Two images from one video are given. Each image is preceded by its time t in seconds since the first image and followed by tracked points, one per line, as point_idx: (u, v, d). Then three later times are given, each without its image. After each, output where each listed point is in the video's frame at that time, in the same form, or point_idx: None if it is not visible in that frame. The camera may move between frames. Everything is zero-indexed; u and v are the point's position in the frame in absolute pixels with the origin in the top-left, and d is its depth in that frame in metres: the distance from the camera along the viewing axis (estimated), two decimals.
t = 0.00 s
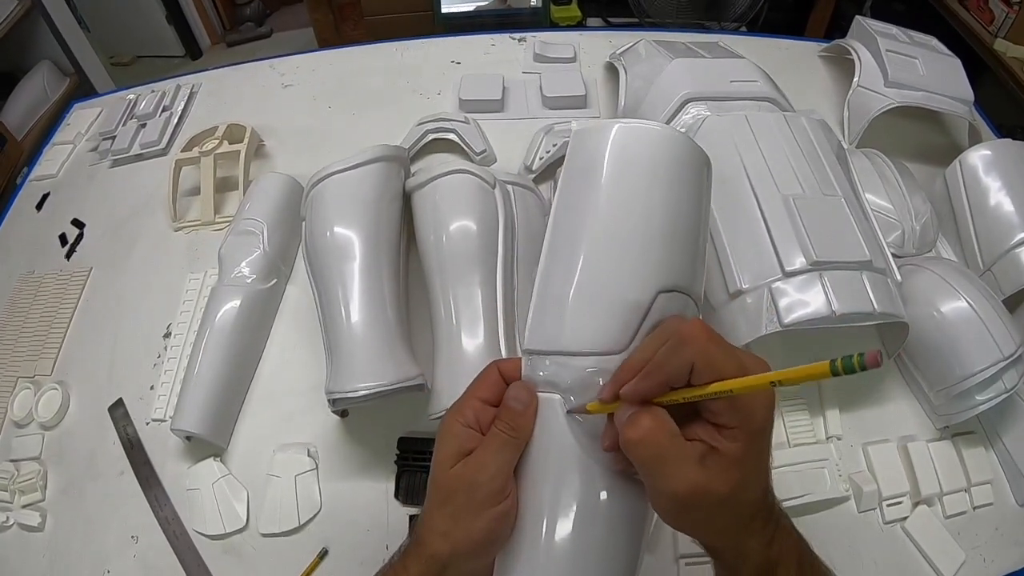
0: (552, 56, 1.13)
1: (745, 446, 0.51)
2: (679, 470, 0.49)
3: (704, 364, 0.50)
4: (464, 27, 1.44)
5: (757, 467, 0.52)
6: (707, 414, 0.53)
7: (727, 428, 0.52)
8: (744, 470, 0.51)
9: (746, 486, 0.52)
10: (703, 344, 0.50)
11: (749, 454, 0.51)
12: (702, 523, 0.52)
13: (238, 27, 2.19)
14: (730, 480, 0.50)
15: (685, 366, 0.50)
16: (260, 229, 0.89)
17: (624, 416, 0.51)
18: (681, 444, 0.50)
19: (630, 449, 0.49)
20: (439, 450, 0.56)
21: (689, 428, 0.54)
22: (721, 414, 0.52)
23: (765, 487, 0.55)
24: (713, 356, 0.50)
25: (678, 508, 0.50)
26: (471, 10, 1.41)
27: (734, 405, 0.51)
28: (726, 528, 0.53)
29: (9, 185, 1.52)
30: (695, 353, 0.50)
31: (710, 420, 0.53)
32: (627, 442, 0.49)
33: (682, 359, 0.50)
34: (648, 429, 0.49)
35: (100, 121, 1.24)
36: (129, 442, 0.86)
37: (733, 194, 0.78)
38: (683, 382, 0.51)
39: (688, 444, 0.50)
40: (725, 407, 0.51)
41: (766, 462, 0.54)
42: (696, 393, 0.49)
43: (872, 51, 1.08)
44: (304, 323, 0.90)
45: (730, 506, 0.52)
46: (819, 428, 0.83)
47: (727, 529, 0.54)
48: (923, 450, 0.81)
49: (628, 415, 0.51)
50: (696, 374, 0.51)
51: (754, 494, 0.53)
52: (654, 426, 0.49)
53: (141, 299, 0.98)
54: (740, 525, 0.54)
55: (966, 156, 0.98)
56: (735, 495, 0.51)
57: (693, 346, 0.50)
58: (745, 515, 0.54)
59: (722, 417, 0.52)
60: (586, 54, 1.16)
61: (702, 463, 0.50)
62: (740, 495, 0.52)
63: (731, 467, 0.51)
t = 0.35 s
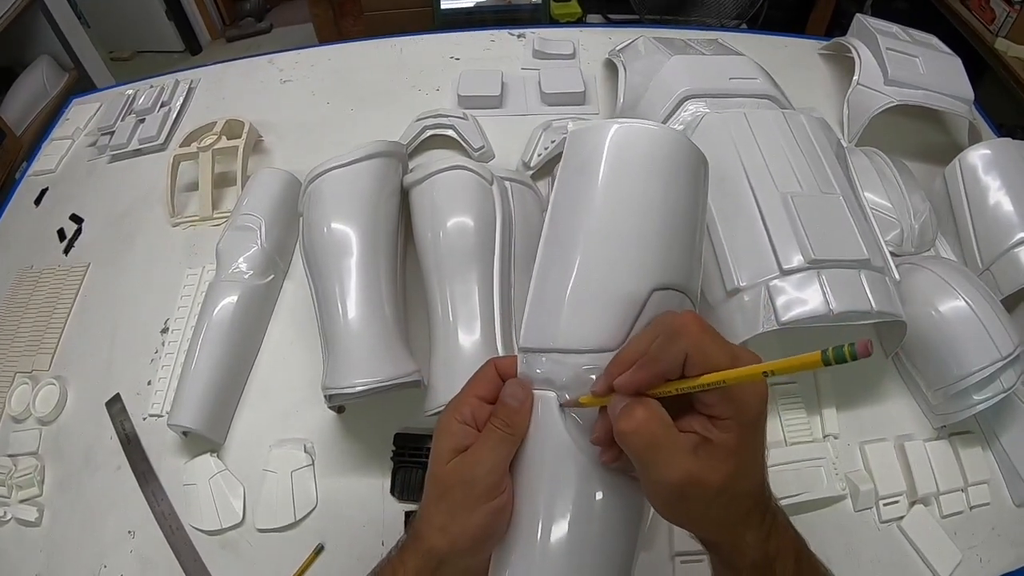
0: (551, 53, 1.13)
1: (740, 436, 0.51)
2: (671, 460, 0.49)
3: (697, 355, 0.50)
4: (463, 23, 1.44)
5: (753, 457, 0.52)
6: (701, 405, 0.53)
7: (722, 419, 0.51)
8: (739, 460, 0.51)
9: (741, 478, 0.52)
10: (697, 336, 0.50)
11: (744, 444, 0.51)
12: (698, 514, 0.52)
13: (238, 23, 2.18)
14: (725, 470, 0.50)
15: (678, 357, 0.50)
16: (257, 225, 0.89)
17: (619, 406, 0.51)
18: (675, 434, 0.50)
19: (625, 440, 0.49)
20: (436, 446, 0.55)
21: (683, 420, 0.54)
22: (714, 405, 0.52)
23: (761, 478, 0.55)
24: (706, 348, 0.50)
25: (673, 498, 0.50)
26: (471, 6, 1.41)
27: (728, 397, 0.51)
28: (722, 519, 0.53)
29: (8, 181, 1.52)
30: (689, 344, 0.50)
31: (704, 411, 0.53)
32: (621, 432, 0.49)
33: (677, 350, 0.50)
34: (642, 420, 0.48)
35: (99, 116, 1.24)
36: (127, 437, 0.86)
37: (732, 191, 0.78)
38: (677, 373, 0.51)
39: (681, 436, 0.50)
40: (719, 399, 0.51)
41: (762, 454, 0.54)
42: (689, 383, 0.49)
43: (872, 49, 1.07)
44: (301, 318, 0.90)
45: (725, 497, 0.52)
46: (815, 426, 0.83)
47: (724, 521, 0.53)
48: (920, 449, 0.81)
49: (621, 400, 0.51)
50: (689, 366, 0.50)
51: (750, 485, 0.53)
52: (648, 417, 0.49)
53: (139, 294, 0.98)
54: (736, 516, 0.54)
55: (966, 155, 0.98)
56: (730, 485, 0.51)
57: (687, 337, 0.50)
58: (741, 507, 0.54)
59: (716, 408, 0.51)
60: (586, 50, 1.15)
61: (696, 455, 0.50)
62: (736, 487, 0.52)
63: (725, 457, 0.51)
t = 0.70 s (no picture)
0: (547, 49, 1.13)
1: (743, 424, 0.51)
2: (687, 456, 0.48)
3: (684, 352, 0.49)
4: (459, 19, 1.43)
5: (756, 443, 0.52)
6: (697, 401, 0.53)
7: (723, 409, 0.51)
8: (746, 447, 0.51)
9: (751, 464, 0.51)
10: (678, 333, 0.50)
11: (748, 430, 0.51)
12: (714, 509, 0.51)
13: (235, 20, 2.18)
14: (734, 460, 0.50)
15: (668, 360, 0.50)
16: (252, 223, 0.89)
17: (623, 422, 0.50)
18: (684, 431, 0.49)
19: (638, 449, 0.48)
20: (433, 452, 0.55)
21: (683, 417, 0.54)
22: (713, 397, 0.51)
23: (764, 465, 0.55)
24: (690, 342, 0.49)
25: (691, 498, 0.50)
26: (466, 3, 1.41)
27: (723, 384, 0.50)
28: (736, 512, 0.52)
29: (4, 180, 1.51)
30: (675, 342, 0.50)
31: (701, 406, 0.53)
32: (631, 442, 0.48)
33: (664, 355, 0.50)
34: (651, 425, 0.48)
35: (94, 115, 1.24)
36: (122, 437, 0.85)
37: (729, 186, 0.77)
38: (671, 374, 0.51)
39: (689, 434, 0.50)
40: (716, 389, 0.51)
41: (763, 440, 0.54)
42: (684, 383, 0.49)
43: (870, 45, 1.07)
44: (297, 316, 0.89)
45: (739, 487, 0.51)
46: (813, 423, 0.82)
47: (738, 512, 0.53)
48: (918, 446, 0.81)
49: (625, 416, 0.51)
50: (680, 366, 0.50)
51: (758, 472, 0.53)
52: (656, 421, 0.48)
53: (135, 293, 0.97)
54: (747, 508, 0.53)
55: (964, 150, 0.97)
56: (743, 474, 0.51)
57: (670, 338, 0.50)
58: (752, 495, 0.53)
59: (714, 400, 0.51)
60: (582, 46, 1.15)
61: (706, 449, 0.50)
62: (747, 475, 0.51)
63: (733, 447, 0.50)
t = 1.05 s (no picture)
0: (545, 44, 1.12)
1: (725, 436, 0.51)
2: (655, 458, 0.49)
3: (675, 353, 0.50)
4: (456, 15, 1.43)
5: (736, 457, 0.51)
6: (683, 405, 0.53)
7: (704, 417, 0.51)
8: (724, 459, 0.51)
9: (726, 477, 0.51)
10: (675, 334, 0.50)
11: (727, 444, 0.50)
12: (681, 513, 0.51)
13: (232, 19, 2.17)
14: (707, 470, 0.50)
15: (659, 357, 0.50)
16: (249, 221, 0.88)
17: (602, 406, 0.51)
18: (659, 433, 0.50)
19: (606, 442, 0.49)
20: (429, 452, 0.55)
21: (668, 421, 0.53)
22: (697, 405, 0.51)
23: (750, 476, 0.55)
24: (682, 346, 0.50)
25: (656, 498, 0.50)
26: None
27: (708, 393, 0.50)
28: (706, 518, 0.53)
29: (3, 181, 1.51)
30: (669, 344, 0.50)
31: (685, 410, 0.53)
32: (602, 434, 0.49)
33: (657, 351, 0.50)
34: (624, 421, 0.48)
35: (91, 114, 1.24)
36: (122, 436, 0.85)
37: (727, 179, 0.77)
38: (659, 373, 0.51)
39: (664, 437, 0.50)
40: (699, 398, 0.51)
41: (750, 451, 0.53)
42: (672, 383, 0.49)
43: (868, 38, 1.07)
44: (295, 314, 0.89)
45: (710, 497, 0.51)
46: (813, 418, 0.82)
47: (710, 519, 0.53)
48: (919, 440, 0.80)
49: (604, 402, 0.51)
50: (671, 367, 0.50)
51: (737, 484, 0.53)
52: (630, 418, 0.49)
53: (133, 293, 0.97)
54: (722, 516, 0.54)
55: (963, 144, 0.97)
56: (714, 485, 0.50)
57: (665, 338, 0.50)
58: (727, 506, 0.53)
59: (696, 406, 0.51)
60: (579, 41, 1.15)
61: (679, 455, 0.50)
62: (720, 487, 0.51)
63: (710, 457, 0.50)
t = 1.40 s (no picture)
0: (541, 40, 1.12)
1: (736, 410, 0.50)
2: (677, 447, 0.48)
3: (666, 343, 0.49)
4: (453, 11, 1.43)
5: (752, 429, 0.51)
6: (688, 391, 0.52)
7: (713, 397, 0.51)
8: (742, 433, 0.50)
9: (747, 451, 0.51)
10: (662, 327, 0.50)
11: (741, 415, 0.50)
12: (711, 498, 0.50)
13: (228, 17, 2.17)
14: (728, 447, 0.49)
15: (653, 354, 0.50)
16: (247, 220, 0.88)
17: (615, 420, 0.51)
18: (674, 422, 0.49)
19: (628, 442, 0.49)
20: (430, 453, 0.54)
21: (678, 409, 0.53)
22: (702, 384, 0.51)
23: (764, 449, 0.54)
24: (670, 333, 0.50)
25: (687, 487, 0.49)
26: None
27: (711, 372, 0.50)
28: (734, 499, 0.52)
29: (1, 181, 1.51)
30: (658, 336, 0.50)
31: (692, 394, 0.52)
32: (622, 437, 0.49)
33: (649, 348, 0.50)
34: (640, 418, 0.49)
35: (88, 114, 1.23)
36: (121, 436, 0.85)
37: (726, 174, 0.77)
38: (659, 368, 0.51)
39: (678, 425, 0.49)
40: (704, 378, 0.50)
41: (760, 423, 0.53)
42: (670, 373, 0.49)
43: (866, 31, 1.06)
44: (294, 312, 0.89)
45: (736, 473, 0.50)
46: (813, 412, 0.82)
47: (736, 500, 0.52)
48: (919, 434, 0.80)
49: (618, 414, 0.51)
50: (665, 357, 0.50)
51: (757, 457, 0.52)
52: (645, 415, 0.49)
53: (132, 292, 0.97)
54: (746, 495, 0.53)
55: (963, 137, 0.97)
56: (738, 459, 0.50)
57: (651, 334, 0.50)
58: (749, 482, 0.52)
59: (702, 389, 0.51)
60: (577, 37, 1.14)
61: (699, 439, 0.49)
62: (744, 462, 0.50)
63: (728, 433, 0.49)
